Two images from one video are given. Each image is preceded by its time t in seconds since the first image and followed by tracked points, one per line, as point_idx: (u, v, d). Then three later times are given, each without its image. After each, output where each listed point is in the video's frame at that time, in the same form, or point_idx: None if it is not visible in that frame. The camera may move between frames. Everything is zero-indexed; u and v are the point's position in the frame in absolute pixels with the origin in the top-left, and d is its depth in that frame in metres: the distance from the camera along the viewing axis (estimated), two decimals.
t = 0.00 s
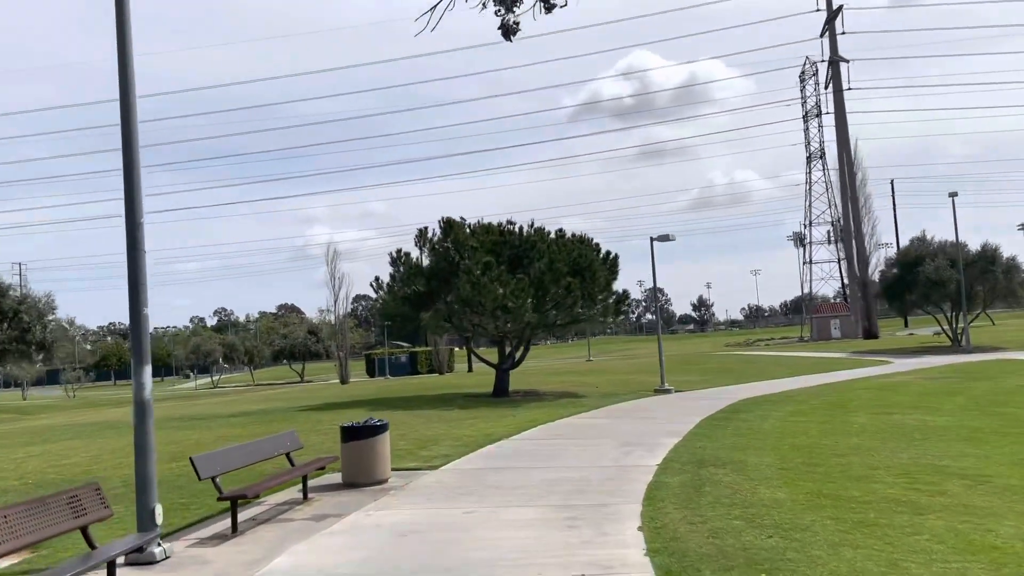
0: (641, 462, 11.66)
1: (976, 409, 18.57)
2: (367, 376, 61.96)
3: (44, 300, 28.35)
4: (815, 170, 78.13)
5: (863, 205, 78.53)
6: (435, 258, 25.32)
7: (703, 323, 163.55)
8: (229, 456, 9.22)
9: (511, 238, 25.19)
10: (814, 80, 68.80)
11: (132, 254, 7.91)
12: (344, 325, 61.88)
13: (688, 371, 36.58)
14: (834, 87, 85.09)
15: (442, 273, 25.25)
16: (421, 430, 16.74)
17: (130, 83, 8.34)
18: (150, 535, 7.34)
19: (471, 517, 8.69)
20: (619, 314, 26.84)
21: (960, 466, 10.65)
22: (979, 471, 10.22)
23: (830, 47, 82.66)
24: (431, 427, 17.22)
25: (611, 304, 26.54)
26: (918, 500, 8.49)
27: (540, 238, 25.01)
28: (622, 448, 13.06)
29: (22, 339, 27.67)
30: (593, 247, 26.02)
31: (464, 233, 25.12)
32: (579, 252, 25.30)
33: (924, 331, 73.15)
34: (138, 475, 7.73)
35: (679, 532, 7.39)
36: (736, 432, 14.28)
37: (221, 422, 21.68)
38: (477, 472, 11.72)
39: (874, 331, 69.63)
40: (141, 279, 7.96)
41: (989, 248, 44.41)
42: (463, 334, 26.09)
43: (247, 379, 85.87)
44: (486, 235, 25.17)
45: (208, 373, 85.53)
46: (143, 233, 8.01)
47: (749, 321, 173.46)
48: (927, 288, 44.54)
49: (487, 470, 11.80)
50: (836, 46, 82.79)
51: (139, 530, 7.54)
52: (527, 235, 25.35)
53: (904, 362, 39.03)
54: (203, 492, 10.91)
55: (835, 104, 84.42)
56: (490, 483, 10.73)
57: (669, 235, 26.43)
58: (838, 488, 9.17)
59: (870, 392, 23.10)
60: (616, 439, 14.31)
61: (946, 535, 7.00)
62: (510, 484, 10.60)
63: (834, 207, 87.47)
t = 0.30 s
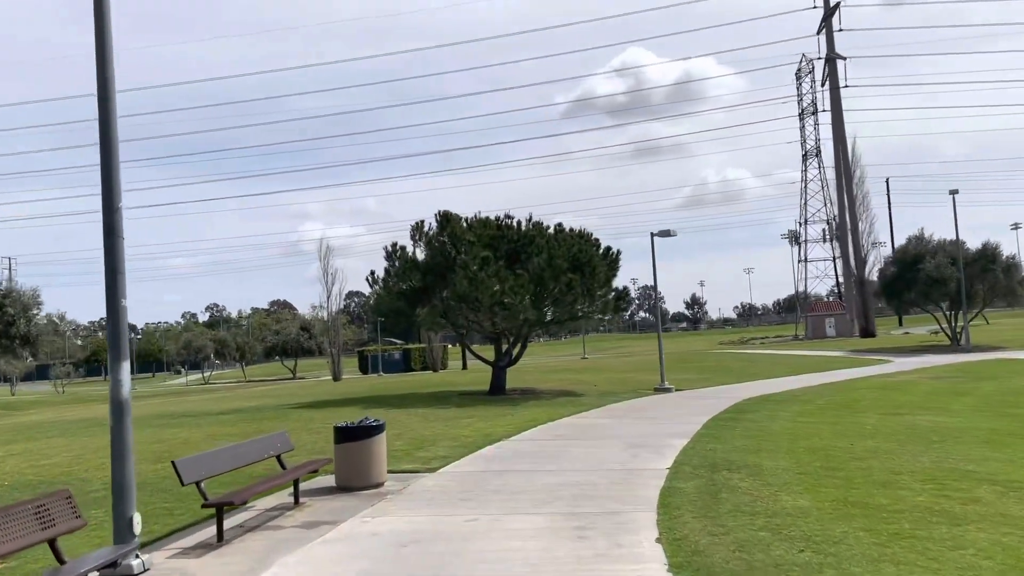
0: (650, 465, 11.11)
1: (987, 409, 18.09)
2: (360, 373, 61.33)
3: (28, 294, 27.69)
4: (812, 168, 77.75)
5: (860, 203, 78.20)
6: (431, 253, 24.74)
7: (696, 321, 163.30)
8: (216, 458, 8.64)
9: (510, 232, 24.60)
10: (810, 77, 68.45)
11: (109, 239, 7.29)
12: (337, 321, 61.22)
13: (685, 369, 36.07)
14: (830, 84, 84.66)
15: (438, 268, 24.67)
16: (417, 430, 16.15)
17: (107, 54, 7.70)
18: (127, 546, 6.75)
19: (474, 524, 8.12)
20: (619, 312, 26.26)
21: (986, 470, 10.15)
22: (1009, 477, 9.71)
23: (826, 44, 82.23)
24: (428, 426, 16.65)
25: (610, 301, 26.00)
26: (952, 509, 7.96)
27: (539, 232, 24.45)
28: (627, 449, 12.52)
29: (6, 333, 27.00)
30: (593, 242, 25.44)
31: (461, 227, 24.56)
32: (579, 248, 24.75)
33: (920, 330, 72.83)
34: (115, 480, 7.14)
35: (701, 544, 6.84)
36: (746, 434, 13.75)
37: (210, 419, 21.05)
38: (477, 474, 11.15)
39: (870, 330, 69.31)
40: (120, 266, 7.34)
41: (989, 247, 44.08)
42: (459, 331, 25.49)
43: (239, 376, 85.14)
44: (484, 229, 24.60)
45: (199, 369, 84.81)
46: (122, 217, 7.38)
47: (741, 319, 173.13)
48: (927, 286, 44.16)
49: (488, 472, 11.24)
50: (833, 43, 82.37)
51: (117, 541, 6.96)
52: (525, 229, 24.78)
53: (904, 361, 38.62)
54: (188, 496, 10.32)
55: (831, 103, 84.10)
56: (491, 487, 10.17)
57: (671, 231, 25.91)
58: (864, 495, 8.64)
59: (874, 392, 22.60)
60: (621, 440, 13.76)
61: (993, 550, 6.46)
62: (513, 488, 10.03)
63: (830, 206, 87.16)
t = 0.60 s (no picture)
0: (658, 470, 10.58)
1: (997, 411, 17.64)
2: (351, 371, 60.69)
3: (11, 289, 26.97)
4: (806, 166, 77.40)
5: (854, 202, 77.95)
6: (425, 248, 24.17)
7: (687, 319, 162.99)
8: (198, 466, 8.05)
9: (506, 227, 24.03)
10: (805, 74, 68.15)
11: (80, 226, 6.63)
12: (327, 317, 60.53)
13: (681, 369, 35.58)
14: (824, 82, 84.44)
15: (433, 264, 24.08)
16: (411, 432, 15.57)
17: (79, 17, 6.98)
18: (97, 565, 6.15)
19: (476, 537, 7.56)
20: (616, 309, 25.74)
21: (1013, 477, 9.67)
22: None
23: (820, 42, 81.98)
24: (423, 428, 16.07)
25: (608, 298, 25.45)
26: (988, 521, 7.46)
27: (536, 227, 23.89)
28: (632, 453, 11.98)
29: None
30: (591, 238, 24.91)
31: (456, 222, 23.97)
32: (577, 244, 24.19)
33: (913, 330, 72.50)
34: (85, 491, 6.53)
35: (726, 562, 6.31)
36: (754, 437, 13.23)
37: (196, 419, 20.39)
38: (476, 480, 10.59)
39: (865, 329, 69.01)
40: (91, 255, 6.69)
41: (986, 246, 43.76)
42: (454, 328, 24.90)
43: (229, 372, 84.37)
44: (480, 224, 24.03)
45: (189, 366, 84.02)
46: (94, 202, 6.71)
47: (732, 318, 172.97)
48: (924, 285, 43.81)
49: (487, 478, 10.68)
50: (827, 42, 82.13)
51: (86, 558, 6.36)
52: (522, 224, 24.21)
53: (902, 361, 38.22)
54: (170, 503, 9.72)
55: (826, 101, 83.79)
56: (492, 494, 9.62)
57: (670, 227, 25.37)
58: (892, 506, 8.13)
59: (878, 393, 22.15)
60: (625, 443, 13.22)
61: None
62: (516, 495, 9.48)
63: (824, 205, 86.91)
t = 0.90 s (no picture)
0: (661, 477, 10.05)
1: (1002, 413, 17.21)
2: (339, 368, 60.00)
3: None
4: (799, 165, 77.11)
5: (847, 201, 77.72)
6: (416, 244, 23.56)
7: (676, 318, 162.89)
8: (173, 473, 7.44)
9: (499, 223, 23.46)
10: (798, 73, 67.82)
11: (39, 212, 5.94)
12: (316, 314, 59.79)
13: (675, 368, 35.10)
14: (816, 81, 84.14)
15: (423, 260, 23.48)
16: (400, 434, 14.98)
17: None
18: None
19: (472, 552, 6.99)
20: (611, 307, 25.21)
21: None
22: None
23: (812, 41, 81.68)
24: (412, 429, 15.49)
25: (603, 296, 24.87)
26: None
27: (530, 223, 23.33)
28: (633, 458, 11.44)
29: None
30: (585, 234, 24.38)
31: (448, 217, 23.38)
32: (571, 240, 23.62)
33: (904, 330, 72.36)
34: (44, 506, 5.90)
35: None
36: (759, 440, 12.73)
37: (178, 419, 19.72)
38: (470, 486, 10.03)
39: (856, 328, 68.80)
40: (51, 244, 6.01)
41: (980, 246, 43.54)
42: (444, 326, 24.30)
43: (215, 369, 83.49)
44: (472, 219, 23.44)
45: (175, 362, 83.10)
46: (55, 185, 6.04)
47: (721, 317, 173.09)
48: (918, 285, 43.55)
49: (481, 484, 10.12)
50: (820, 40, 81.83)
51: None
52: (516, 220, 23.65)
53: (897, 361, 37.83)
54: (141, 511, 9.10)
55: (818, 100, 83.59)
56: (487, 503, 9.05)
57: (667, 224, 24.85)
58: (917, 519, 7.62)
59: (877, 394, 21.71)
60: (623, 445, 12.67)
61: None
62: (512, 504, 8.93)
63: (815, 205, 86.80)
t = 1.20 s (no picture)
0: (658, 482, 9.54)
1: (1001, 413, 16.86)
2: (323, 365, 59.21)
3: None
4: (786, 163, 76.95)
5: (834, 199, 77.63)
6: (401, 239, 22.95)
7: (662, 316, 162.82)
8: (136, 482, 6.83)
9: (487, 218, 22.91)
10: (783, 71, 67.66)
11: None
12: (299, 311, 58.96)
13: (663, 366, 34.68)
14: (802, 79, 84.03)
15: (409, 255, 22.87)
16: (383, 436, 14.37)
17: None
18: None
19: (460, 566, 6.46)
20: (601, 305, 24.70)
21: None
22: None
23: (799, 39, 81.50)
24: (397, 430, 14.91)
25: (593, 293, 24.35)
26: None
27: (519, 218, 22.79)
28: (628, 462, 10.93)
29: None
30: (575, 230, 23.86)
31: (435, 211, 22.79)
32: (560, 236, 23.09)
33: (890, 328, 72.38)
34: None
35: None
36: (757, 442, 12.24)
37: (153, 417, 19.04)
38: (459, 492, 9.48)
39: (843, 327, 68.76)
40: None
41: (968, 244, 43.40)
42: (430, 322, 23.71)
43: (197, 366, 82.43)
44: (459, 214, 22.86)
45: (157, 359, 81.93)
46: None
47: (706, 315, 173.24)
48: (906, 283, 43.36)
49: (469, 490, 9.58)
50: (806, 38, 81.70)
51: None
52: (504, 215, 23.10)
53: (887, 359, 37.58)
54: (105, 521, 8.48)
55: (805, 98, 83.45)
56: (476, 511, 8.52)
57: (657, 220, 24.36)
58: (936, 531, 7.15)
59: (872, 393, 21.32)
60: (617, 447, 12.16)
61: None
62: (503, 512, 8.39)
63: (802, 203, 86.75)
